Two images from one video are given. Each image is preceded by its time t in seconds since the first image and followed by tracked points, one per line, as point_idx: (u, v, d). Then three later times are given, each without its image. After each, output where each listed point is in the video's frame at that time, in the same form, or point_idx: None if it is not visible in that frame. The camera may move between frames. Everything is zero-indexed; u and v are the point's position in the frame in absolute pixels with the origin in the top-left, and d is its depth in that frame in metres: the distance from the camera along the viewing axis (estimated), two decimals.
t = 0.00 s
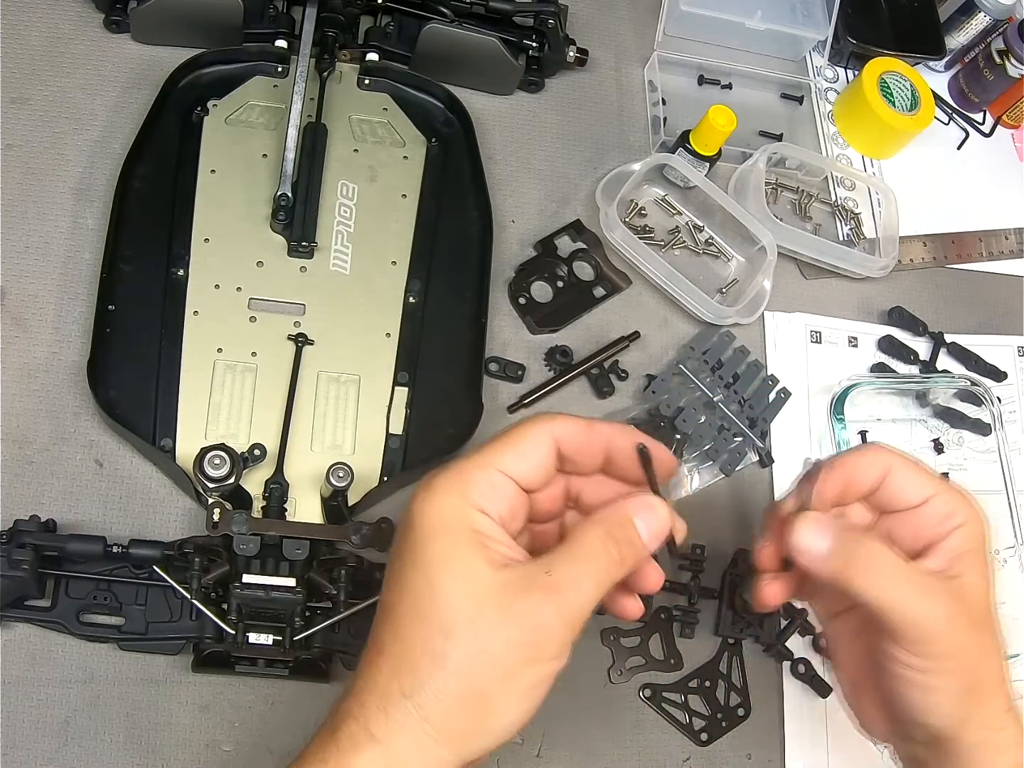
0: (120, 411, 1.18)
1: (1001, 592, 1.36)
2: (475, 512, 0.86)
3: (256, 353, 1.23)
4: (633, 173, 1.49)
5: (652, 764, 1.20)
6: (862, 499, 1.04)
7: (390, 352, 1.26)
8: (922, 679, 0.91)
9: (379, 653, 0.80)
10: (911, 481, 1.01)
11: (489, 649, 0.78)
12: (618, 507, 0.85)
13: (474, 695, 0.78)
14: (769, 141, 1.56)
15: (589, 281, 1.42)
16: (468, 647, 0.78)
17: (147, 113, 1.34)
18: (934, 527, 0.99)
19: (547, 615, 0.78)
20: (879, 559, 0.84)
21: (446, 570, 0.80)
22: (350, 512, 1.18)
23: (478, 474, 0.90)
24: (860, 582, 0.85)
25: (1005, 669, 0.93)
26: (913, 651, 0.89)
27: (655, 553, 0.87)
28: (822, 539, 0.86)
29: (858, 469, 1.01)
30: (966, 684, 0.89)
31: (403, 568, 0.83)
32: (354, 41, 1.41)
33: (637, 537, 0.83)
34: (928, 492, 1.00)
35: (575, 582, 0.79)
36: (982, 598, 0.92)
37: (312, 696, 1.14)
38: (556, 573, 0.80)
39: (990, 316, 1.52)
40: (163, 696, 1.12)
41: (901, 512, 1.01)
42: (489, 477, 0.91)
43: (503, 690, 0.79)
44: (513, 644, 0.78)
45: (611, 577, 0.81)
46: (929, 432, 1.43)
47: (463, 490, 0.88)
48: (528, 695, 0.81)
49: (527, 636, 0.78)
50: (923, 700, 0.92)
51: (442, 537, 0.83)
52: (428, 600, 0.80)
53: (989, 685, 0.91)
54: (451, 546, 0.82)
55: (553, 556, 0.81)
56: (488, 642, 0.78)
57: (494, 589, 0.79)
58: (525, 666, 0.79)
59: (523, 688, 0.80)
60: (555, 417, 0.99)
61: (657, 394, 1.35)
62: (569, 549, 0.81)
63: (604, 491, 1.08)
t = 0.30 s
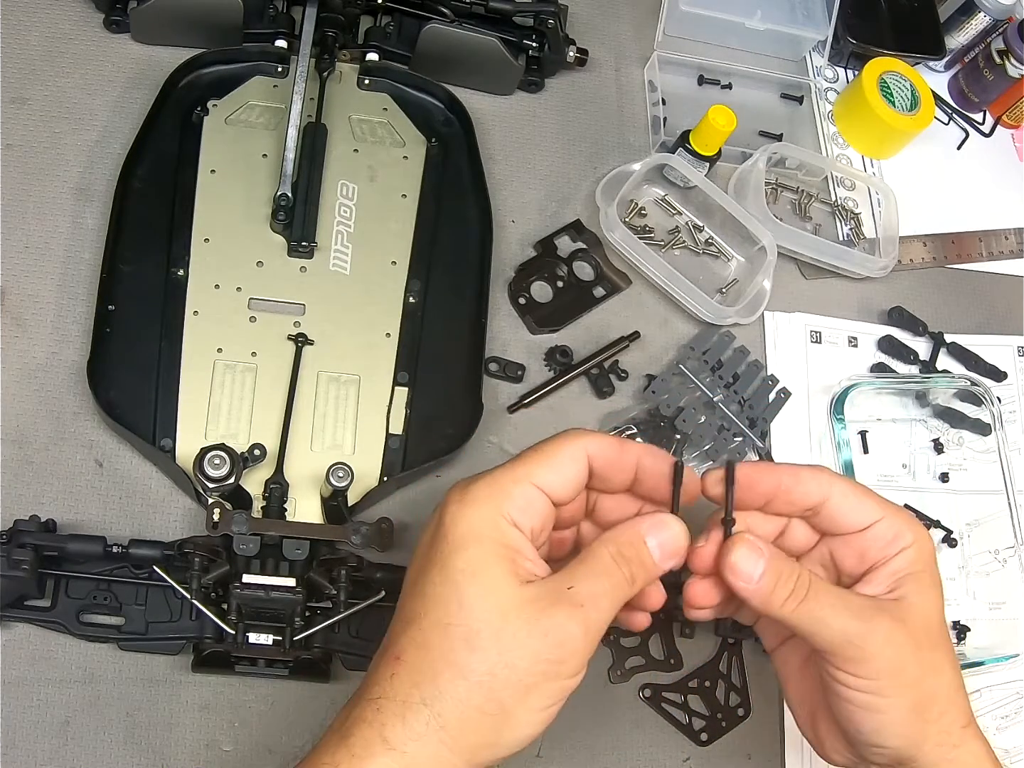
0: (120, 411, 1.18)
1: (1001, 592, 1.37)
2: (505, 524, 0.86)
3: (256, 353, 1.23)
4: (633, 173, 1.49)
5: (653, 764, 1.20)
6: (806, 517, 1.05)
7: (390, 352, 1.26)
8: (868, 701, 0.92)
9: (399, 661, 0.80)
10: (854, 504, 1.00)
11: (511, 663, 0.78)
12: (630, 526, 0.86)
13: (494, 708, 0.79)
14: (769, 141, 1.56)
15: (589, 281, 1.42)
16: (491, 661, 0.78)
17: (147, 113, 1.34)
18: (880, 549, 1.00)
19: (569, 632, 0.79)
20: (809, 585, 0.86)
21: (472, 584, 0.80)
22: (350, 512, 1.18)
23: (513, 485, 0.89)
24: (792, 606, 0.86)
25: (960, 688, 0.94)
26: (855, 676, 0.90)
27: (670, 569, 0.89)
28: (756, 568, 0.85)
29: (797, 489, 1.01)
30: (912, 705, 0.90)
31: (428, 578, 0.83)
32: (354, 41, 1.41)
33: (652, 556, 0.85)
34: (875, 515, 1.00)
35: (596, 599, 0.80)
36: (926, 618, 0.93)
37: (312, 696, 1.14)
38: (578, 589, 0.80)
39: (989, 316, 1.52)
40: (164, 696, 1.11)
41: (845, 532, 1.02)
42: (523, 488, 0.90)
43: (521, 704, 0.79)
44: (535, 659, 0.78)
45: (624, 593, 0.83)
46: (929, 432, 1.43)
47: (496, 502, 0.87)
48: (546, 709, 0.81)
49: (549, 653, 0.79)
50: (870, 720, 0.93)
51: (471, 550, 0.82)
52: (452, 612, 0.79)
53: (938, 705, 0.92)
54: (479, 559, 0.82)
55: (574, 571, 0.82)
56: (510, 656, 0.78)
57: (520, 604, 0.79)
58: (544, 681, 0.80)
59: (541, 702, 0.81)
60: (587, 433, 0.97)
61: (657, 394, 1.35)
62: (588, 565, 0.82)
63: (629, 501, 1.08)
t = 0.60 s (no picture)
0: (120, 411, 1.18)
1: (1001, 592, 1.37)
2: (494, 514, 0.86)
3: (256, 353, 1.23)
4: (633, 173, 1.49)
5: (653, 764, 1.20)
6: (782, 515, 1.05)
7: (390, 352, 1.26)
8: (862, 685, 0.91)
9: (394, 653, 0.80)
10: (827, 497, 1.01)
11: (505, 648, 0.78)
12: (601, 504, 0.87)
13: (490, 693, 0.79)
14: (769, 141, 1.56)
15: (589, 281, 1.42)
16: (485, 647, 0.78)
17: (147, 113, 1.34)
18: (855, 540, 1.01)
19: (558, 614, 0.79)
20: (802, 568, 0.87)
21: (463, 574, 0.80)
22: (350, 512, 1.18)
23: (501, 477, 0.90)
24: (787, 588, 0.87)
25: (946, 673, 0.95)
26: (853, 659, 0.90)
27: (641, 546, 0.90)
28: (751, 549, 0.86)
29: (773, 483, 1.02)
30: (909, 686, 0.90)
31: (420, 570, 0.82)
32: (354, 40, 1.41)
33: (620, 532, 0.87)
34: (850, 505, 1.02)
35: (579, 579, 0.81)
36: (912, 601, 0.94)
37: (312, 696, 1.14)
38: (562, 571, 0.81)
39: (989, 316, 1.52)
40: (163, 695, 1.11)
41: (819, 526, 1.03)
42: (510, 479, 0.90)
43: (517, 688, 0.80)
44: (528, 643, 0.78)
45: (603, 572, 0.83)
46: (929, 432, 1.43)
47: (484, 494, 0.87)
48: (541, 692, 0.82)
49: (542, 636, 0.79)
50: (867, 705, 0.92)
51: (462, 541, 0.82)
52: (445, 602, 0.79)
53: (929, 686, 0.92)
54: (470, 550, 0.82)
55: (557, 555, 0.82)
56: (503, 641, 0.78)
57: (509, 589, 0.79)
58: (538, 664, 0.80)
59: (536, 686, 0.81)
60: (574, 426, 0.97)
61: (657, 394, 1.35)
62: (567, 547, 0.83)
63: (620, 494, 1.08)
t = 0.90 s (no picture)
0: (120, 412, 1.18)
1: (1001, 592, 1.37)
2: (506, 517, 0.86)
3: (256, 353, 1.23)
4: (633, 173, 1.49)
5: (653, 764, 1.20)
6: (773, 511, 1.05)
7: (390, 352, 1.26)
8: (859, 681, 0.91)
9: (397, 653, 0.80)
10: (817, 491, 1.02)
11: (508, 655, 0.78)
12: (613, 516, 0.87)
13: (490, 699, 0.79)
14: (769, 141, 1.56)
15: (589, 281, 1.42)
16: (489, 654, 0.78)
17: (147, 113, 1.34)
18: (844, 535, 1.01)
19: (563, 624, 0.79)
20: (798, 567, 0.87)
21: (471, 577, 0.80)
22: (350, 512, 1.18)
23: (511, 478, 0.90)
24: (783, 589, 0.86)
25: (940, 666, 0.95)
26: (849, 655, 0.90)
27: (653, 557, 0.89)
28: (747, 552, 0.85)
29: (772, 479, 1.02)
30: (905, 679, 0.90)
31: (428, 572, 0.82)
32: (354, 40, 1.41)
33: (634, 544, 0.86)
34: (837, 500, 1.02)
35: (587, 589, 0.81)
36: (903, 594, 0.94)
37: (312, 696, 1.14)
38: (571, 581, 0.80)
39: (990, 316, 1.52)
40: (163, 695, 1.12)
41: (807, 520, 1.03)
42: (521, 481, 0.90)
43: (517, 696, 0.79)
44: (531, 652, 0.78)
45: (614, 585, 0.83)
46: (929, 431, 1.43)
47: (497, 496, 0.87)
48: (541, 701, 0.82)
49: (545, 645, 0.78)
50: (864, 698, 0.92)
51: (472, 544, 0.82)
52: (451, 605, 0.79)
53: (925, 678, 0.92)
54: (480, 553, 0.81)
55: (567, 564, 0.82)
56: (507, 649, 0.78)
57: (516, 596, 0.79)
58: (540, 674, 0.80)
59: (537, 696, 0.81)
60: (574, 417, 0.99)
61: (657, 394, 1.35)
62: (576, 556, 0.83)
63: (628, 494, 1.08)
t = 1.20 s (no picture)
0: (119, 412, 1.18)
1: (1001, 592, 1.37)
2: (521, 530, 0.85)
3: (256, 353, 1.23)
4: (633, 173, 1.49)
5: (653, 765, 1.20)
6: (784, 507, 1.05)
7: (390, 352, 1.26)
8: (855, 693, 0.91)
9: (410, 664, 0.80)
10: (831, 491, 1.01)
11: (523, 670, 0.78)
12: (632, 529, 0.86)
13: (504, 711, 0.79)
14: (769, 141, 1.56)
15: (589, 281, 1.42)
16: (504, 668, 0.78)
17: (147, 113, 1.34)
18: (853, 540, 1.00)
19: (578, 638, 0.79)
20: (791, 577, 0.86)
21: (489, 592, 0.79)
22: (350, 512, 1.18)
23: (525, 489, 0.88)
24: (774, 599, 0.86)
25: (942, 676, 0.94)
26: (844, 669, 0.90)
27: (672, 568, 0.89)
28: (739, 562, 0.86)
29: (784, 476, 1.01)
30: (899, 691, 0.90)
31: (443, 583, 0.82)
32: (354, 40, 1.41)
33: (653, 556, 0.85)
34: (848, 503, 1.01)
35: (602, 602, 0.81)
36: (904, 605, 0.94)
37: (312, 695, 1.14)
38: (586, 595, 0.80)
39: (989, 316, 1.52)
40: (163, 695, 1.12)
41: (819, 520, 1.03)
42: (538, 491, 0.89)
43: (531, 708, 0.80)
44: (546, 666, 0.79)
45: (629, 598, 0.83)
46: (929, 431, 1.43)
47: (513, 507, 0.86)
48: (554, 712, 0.82)
49: (560, 658, 0.79)
50: (857, 710, 0.93)
51: (489, 558, 0.81)
52: (467, 619, 0.79)
53: (922, 689, 0.92)
54: (496, 567, 0.81)
55: (582, 577, 0.82)
56: (522, 664, 0.78)
57: (532, 611, 0.79)
58: (554, 686, 0.80)
59: (550, 707, 0.81)
60: (588, 424, 0.96)
61: (657, 394, 1.35)
62: (592, 569, 0.82)
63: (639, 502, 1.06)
